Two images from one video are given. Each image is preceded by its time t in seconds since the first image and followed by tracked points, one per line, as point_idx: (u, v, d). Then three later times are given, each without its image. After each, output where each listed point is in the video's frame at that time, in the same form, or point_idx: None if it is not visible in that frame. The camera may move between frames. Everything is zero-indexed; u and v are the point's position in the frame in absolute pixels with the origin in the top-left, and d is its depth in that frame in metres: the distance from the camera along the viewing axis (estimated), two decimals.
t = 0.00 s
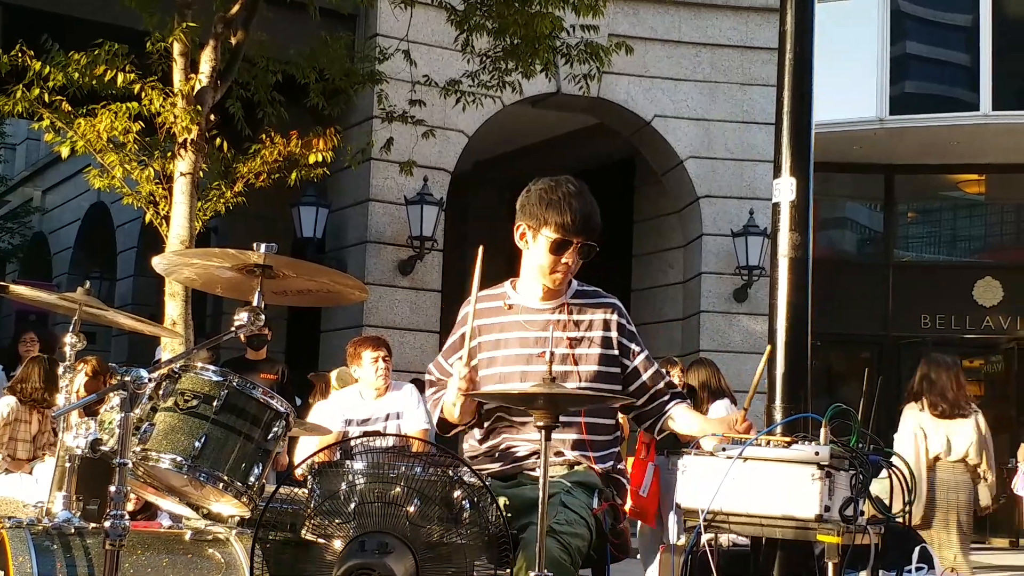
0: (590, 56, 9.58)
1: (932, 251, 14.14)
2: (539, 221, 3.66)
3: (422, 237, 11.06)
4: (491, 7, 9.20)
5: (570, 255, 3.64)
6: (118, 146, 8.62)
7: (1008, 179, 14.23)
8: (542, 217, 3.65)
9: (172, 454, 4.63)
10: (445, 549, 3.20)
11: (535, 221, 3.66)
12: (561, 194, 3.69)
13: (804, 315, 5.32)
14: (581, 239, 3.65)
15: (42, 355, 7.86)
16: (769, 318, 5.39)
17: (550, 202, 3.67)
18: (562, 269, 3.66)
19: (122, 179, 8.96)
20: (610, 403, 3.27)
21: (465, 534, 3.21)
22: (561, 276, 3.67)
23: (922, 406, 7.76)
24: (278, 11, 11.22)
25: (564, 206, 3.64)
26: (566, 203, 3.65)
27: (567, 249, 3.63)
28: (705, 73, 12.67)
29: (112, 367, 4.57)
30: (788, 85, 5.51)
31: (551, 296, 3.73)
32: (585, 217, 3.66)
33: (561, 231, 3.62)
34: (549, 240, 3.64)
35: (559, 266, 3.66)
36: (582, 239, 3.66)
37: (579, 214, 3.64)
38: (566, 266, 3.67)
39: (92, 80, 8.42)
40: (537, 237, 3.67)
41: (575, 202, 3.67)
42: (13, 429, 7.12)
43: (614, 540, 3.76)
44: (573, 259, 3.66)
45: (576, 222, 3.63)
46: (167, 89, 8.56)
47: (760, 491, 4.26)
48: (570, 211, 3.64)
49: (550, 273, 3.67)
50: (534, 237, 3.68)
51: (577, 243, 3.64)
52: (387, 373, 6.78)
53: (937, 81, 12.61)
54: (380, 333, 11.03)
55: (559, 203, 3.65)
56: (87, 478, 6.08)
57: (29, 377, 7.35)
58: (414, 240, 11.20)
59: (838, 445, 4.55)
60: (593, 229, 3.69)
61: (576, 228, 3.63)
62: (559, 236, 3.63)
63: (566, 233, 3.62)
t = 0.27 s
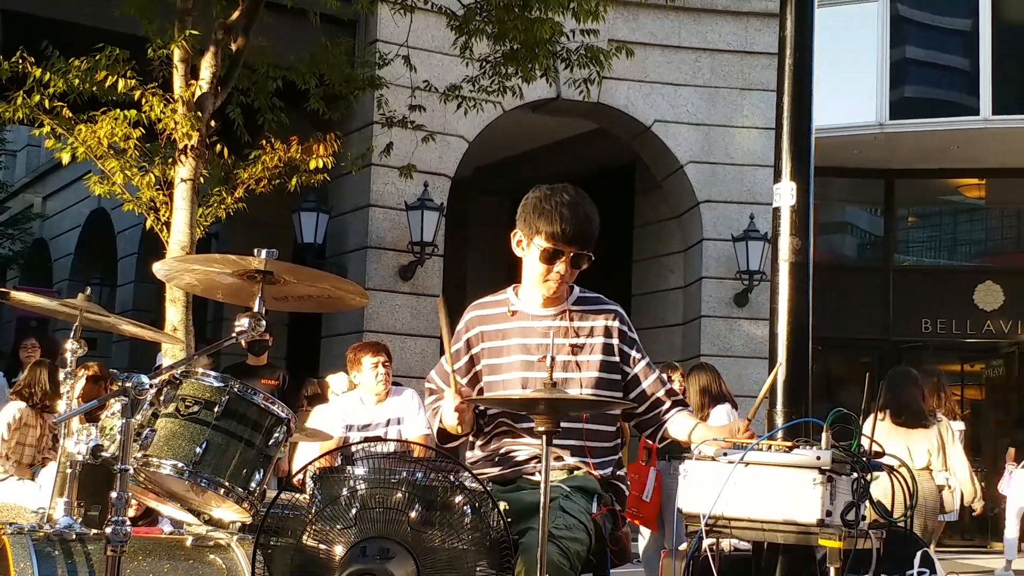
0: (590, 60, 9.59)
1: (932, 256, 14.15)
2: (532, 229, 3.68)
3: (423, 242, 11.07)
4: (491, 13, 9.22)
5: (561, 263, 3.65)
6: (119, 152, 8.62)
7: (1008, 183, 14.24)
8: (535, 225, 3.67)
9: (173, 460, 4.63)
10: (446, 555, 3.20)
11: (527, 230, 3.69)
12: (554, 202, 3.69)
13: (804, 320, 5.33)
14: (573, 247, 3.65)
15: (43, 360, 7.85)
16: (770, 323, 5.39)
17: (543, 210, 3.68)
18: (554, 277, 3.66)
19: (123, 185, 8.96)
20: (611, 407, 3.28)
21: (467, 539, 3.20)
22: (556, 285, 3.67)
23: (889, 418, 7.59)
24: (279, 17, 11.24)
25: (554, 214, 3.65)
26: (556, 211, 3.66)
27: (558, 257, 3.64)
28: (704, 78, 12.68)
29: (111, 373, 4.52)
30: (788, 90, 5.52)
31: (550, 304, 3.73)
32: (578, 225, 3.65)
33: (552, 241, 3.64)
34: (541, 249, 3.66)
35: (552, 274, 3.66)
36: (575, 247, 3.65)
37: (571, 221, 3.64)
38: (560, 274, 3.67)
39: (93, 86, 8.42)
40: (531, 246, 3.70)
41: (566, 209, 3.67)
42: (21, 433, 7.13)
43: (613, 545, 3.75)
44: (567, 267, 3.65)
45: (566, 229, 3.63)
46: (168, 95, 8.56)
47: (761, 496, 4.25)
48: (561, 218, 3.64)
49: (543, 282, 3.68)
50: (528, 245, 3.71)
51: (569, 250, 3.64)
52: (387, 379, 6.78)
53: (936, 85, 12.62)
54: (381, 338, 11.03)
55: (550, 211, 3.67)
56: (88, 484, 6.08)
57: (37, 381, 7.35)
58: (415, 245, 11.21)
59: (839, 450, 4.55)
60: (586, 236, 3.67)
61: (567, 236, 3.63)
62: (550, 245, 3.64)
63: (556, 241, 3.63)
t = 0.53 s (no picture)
0: (595, 57, 9.58)
1: (938, 254, 14.12)
2: (535, 224, 3.69)
3: (428, 239, 11.07)
4: (496, 10, 9.21)
5: (564, 257, 3.65)
6: (125, 149, 8.63)
7: (1013, 181, 14.22)
8: (538, 220, 3.68)
9: (178, 456, 4.63)
10: (450, 551, 3.20)
11: (531, 225, 3.70)
12: (557, 196, 3.70)
13: (809, 318, 5.32)
14: (576, 242, 3.65)
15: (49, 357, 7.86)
16: (775, 321, 5.38)
17: (547, 204, 3.69)
18: (558, 272, 3.66)
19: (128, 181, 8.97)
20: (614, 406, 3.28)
21: (471, 536, 3.21)
22: (560, 280, 3.67)
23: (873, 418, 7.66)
24: (284, 14, 11.24)
25: (557, 209, 3.66)
26: (559, 206, 3.66)
27: (561, 251, 3.65)
28: (710, 75, 12.67)
29: (116, 368, 4.53)
30: (793, 88, 5.51)
31: (555, 300, 3.73)
32: (581, 219, 3.66)
33: (556, 235, 3.65)
34: (545, 243, 3.66)
35: (555, 268, 3.67)
36: (578, 241, 3.65)
37: (575, 215, 3.64)
38: (563, 269, 3.67)
39: (99, 82, 8.43)
40: (535, 240, 3.70)
41: (570, 204, 3.66)
42: (29, 430, 7.12)
43: (616, 542, 3.77)
44: (571, 262, 3.66)
45: (569, 224, 3.64)
46: (174, 92, 8.57)
47: (765, 493, 4.25)
48: (564, 213, 3.64)
49: (547, 277, 3.68)
50: (532, 240, 3.72)
51: (573, 245, 3.65)
52: (391, 376, 6.78)
53: (942, 83, 12.60)
54: (385, 335, 11.04)
55: (553, 205, 3.67)
56: (93, 480, 6.12)
57: (45, 376, 7.38)
58: (420, 242, 11.21)
59: (843, 448, 4.55)
60: (591, 231, 3.67)
61: (569, 231, 3.63)
62: (554, 240, 3.65)
63: (559, 236, 3.64)
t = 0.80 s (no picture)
0: (594, 59, 9.58)
1: (937, 255, 14.13)
2: (530, 228, 3.70)
3: (427, 240, 11.08)
4: (495, 11, 9.21)
5: (557, 261, 3.65)
6: (124, 150, 8.64)
7: (1013, 182, 14.22)
8: (533, 224, 3.69)
9: (177, 457, 4.65)
10: (449, 553, 3.20)
11: (526, 230, 3.72)
12: (552, 201, 3.70)
13: (808, 319, 5.32)
14: (570, 246, 3.65)
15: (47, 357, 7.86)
16: (774, 322, 5.38)
17: (542, 209, 3.69)
18: (552, 275, 3.66)
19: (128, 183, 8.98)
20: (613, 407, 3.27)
21: (470, 537, 3.21)
22: (554, 283, 3.67)
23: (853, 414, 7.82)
24: (284, 15, 11.25)
25: (550, 213, 3.66)
26: (553, 211, 3.67)
27: (555, 255, 3.65)
28: (709, 76, 12.67)
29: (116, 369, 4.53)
30: (792, 90, 5.51)
31: (552, 302, 3.73)
32: (575, 223, 3.65)
33: (550, 240, 3.64)
34: (538, 248, 3.67)
35: (549, 272, 3.67)
36: (572, 246, 3.65)
37: (568, 220, 3.64)
38: (558, 273, 3.67)
39: (99, 83, 8.44)
40: (530, 245, 3.71)
41: (564, 209, 3.67)
42: (26, 429, 7.12)
43: (616, 542, 3.77)
44: (565, 266, 3.65)
45: (562, 229, 3.63)
46: (173, 93, 8.57)
47: (764, 494, 4.25)
48: (557, 218, 3.64)
49: (542, 281, 3.69)
50: (528, 244, 3.72)
51: (566, 249, 3.64)
52: (391, 377, 6.79)
53: (941, 84, 12.60)
54: (384, 336, 11.03)
55: (547, 210, 3.68)
56: (92, 481, 6.11)
57: (42, 378, 7.37)
58: (419, 244, 11.21)
59: (843, 449, 4.54)
60: (585, 235, 3.66)
61: (562, 236, 3.63)
62: (547, 245, 3.65)
63: (553, 241, 3.64)
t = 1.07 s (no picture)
0: (593, 56, 9.58)
1: (935, 253, 14.13)
2: (530, 227, 3.66)
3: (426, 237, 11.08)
4: (495, 8, 9.20)
5: (556, 261, 3.64)
6: (123, 146, 8.63)
7: (1011, 181, 14.22)
8: (532, 223, 3.65)
9: (176, 453, 4.65)
10: (448, 550, 3.21)
11: (525, 227, 3.69)
12: (552, 202, 3.66)
13: (807, 317, 5.33)
14: (569, 248, 3.62)
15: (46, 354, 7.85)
16: (773, 320, 5.38)
17: (542, 208, 3.65)
18: (551, 276, 3.67)
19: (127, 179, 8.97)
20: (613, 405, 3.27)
21: (469, 535, 3.21)
22: (554, 282, 3.68)
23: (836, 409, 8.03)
24: (283, 12, 11.25)
25: (550, 214, 3.62)
26: (553, 212, 3.63)
27: (553, 256, 3.63)
28: (708, 74, 12.67)
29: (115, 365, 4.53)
30: (792, 87, 5.51)
31: (552, 299, 3.73)
32: (575, 225, 3.60)
33: (549, 241, 3.61)
34: (537, 249, 3.64)
35: (548, 272, 3.67)
36: (571, 248, 3.61)
37: (568, 222, 3.60)
38: (557, 273, 3.67)
39: (98, 80, 8.43)
40: (529, 243, 3.69)
41: (563, 210, 3.63)
42: (21, 425, 7.15)
43: (614, 542, 3.77)
44: (564, 267, 3.64)
45: (561, 230, 3.60)
46: (173, 90, 8.56)
47: (763, 492, 4.25)
48: (557, 219, 3.60)
49: (542, 279, 3.69)
50: (528, 241, 3.70)
51: (565, 251, 3.62)
52: (389, 374, 6.78)
53: (940, 83, 12.60)
54: (383, 334, 11.03)
55: (546, 210, 3.64)
56: (91, 478, 6.11)
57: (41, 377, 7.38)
58: (418, 241, 11.21)
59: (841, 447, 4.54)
60: (586, 236, 3.62)
61: (561, 237, 3.60)
62: (547, 246, 3.62)
63: (552, 242, 3.61)
